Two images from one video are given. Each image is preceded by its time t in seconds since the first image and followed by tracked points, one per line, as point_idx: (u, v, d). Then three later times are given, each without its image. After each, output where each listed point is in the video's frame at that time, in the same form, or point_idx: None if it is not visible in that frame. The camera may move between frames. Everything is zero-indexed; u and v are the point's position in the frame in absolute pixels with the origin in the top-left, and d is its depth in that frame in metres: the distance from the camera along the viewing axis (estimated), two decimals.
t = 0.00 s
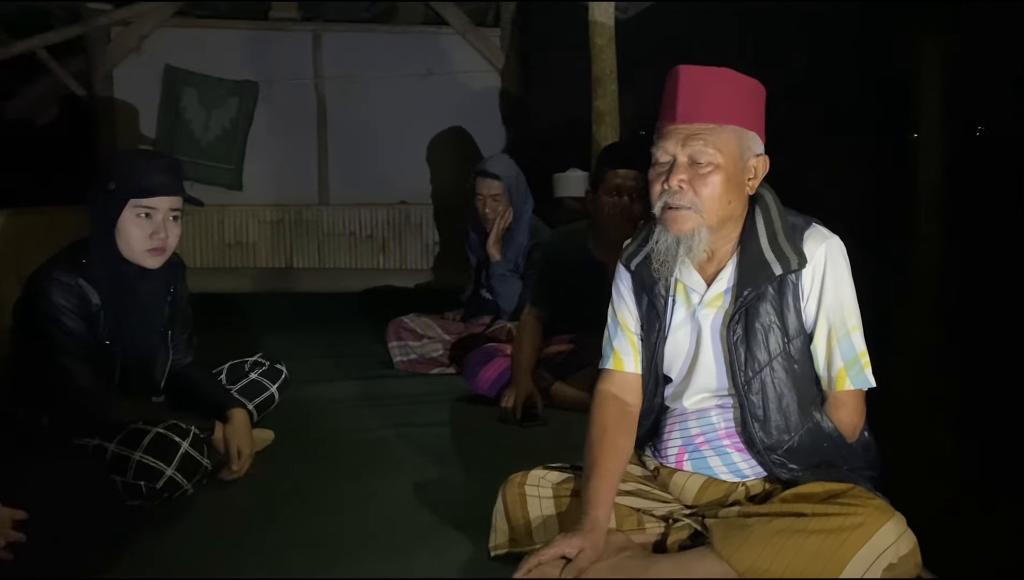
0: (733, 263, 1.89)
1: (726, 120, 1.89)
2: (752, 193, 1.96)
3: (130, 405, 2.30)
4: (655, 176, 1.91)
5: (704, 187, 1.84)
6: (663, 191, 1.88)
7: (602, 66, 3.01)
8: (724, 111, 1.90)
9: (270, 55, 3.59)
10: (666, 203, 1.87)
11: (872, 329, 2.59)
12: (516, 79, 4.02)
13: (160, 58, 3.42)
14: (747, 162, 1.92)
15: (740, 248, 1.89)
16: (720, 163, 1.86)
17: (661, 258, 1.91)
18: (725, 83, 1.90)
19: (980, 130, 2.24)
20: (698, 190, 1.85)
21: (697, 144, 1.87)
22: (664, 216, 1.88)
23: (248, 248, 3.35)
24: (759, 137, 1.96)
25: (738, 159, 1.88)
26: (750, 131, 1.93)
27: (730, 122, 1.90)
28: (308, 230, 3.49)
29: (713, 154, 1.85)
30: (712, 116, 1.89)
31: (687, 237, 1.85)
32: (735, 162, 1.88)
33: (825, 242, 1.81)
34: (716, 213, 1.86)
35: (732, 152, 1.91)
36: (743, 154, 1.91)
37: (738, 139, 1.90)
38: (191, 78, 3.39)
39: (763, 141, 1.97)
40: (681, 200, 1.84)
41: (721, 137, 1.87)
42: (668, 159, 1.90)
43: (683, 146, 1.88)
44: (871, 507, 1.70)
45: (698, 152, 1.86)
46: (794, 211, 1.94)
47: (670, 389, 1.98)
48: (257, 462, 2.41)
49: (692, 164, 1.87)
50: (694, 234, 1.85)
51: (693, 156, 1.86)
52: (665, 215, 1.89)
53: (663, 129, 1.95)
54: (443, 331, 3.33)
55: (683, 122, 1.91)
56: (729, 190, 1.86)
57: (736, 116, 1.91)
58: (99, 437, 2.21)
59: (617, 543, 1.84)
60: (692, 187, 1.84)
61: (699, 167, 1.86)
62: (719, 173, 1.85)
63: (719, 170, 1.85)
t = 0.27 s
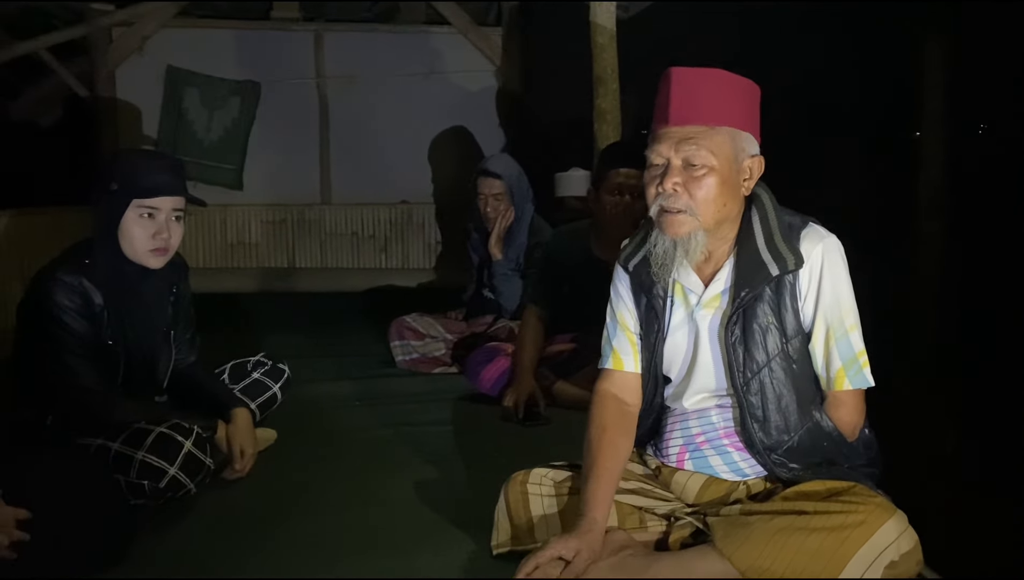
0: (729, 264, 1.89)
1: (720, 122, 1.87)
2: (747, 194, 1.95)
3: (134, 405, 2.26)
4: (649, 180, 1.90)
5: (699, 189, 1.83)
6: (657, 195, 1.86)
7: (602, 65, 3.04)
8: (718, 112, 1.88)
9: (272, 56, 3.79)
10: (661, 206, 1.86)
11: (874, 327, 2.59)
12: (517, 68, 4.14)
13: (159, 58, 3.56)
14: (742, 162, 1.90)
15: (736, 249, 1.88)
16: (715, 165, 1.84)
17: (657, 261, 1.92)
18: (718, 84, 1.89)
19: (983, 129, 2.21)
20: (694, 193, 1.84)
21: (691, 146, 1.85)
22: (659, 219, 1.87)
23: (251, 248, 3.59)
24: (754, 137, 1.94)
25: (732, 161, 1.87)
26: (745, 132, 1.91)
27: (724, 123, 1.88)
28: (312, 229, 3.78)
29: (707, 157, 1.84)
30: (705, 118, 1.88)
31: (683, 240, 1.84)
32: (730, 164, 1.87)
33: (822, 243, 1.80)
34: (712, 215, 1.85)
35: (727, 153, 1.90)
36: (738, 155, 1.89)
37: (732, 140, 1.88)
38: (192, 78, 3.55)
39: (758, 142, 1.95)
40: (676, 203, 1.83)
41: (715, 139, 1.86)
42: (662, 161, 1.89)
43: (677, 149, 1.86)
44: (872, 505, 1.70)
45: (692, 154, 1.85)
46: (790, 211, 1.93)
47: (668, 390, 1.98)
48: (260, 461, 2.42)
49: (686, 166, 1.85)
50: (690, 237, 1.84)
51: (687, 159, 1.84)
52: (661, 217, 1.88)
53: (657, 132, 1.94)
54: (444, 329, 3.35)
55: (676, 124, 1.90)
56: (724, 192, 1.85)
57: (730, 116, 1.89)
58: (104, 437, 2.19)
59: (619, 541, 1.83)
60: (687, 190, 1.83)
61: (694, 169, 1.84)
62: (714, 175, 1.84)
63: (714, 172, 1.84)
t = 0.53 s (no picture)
0: (729, 263, 1.89)
1: (717, 122, 1.86)
2: (747, 191, 1.94)
3: (137, 406, 2.27)
4: (648, 182, 1.90)
5: (698, 190, 1.82)
6: (657, 198, 1.86)
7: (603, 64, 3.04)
8: (717, 111, 1.87)
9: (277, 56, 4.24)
10: (661, 208, 1.85)
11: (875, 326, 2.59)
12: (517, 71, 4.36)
13: (159, 58, 4.12)
14: (739, 160, 1.89)
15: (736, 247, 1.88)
16: (713, 165, 1.83)
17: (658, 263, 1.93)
18: (716, 83, 1.88)
19: (985, 127, 2.22)
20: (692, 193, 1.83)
21: (688, 146, 1.85)
22: (660, 221, 1.87)
23: (256, 248, 4.23)
24: (751, 135, 1.94)
25: (730, 160, 1.86)
26: (743, 131, 1.91)
27: (721, 123, 1.87)
28: (316, 228, 4.30)
29: (705, 157, 1.83)
30: (702, 118, 1.87)
31: (684, 241, 1.85)
32: (728, 162, 1.86)
33: (823, 238, 1.80)
34: (712, 215, 1.84)
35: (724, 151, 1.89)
36: (736, 153, 1.88)
37: (729, 139, 1.87)
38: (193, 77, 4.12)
39: (756, 139, 1.94)
40: (675, 205, 1.83)
41: (712, 139, 1.84)
42: (660, 162, 1.88)
43: (674, 150, 1.85)
44: (875, 505, 1.70)
45: (690, 154, 1.84)
46: (791, 208, 1.93)
47: (670, 388, 1.98)
48: (260, 460, 2.42)
49: (684, 167, 1.84)
50: (691, 238, 1.84)
51: (685, 160, 1.83)
52: (662, 219, 1.88)
53: (653, 134, 1.93)
54: (446, 329, 3.37)
55: (673, 124, 1.89)
56: (723, 191, 1.85)
57: (728, 115, 1.88)
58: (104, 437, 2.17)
59: (622, 538, 1.82)
60: (685, 190, 1.82)
61: (692, 170, 1.83)
62: (712, 175, 1.83)
63: (712, 172, 1.83)
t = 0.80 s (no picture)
0: (739, 257, 1.87)
1: (705, 113, 1.86)
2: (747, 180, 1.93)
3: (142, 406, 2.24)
4: (647, 182, 1.90)
5: (696, 184, 1.81)
6: (659, 197, 1.85)
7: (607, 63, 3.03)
8: (708, 106, 1.88)
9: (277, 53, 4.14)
10: (664, 207, 1.85)
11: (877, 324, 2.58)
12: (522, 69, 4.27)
13: (160, 58, 4.01)
14: (733, 150, 1.88)
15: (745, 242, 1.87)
16: (707, 156, 1.83)
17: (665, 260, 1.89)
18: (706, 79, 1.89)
19: (986, 126, 2.21)
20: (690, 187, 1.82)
21: (680, 142, 1.85)
22: (665, 219, 1.86)
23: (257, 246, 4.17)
24: (742, 122, 1.93)
25: (723, 149, 1.85)
26: (732, 120, 1.90)
27: (708, 114, 1.87)
28: (317, 228, 4.22)
29: (695, 149, 1.83)
30: (692, 113, 1.87)
31: (691, 236, 1.83)
32: (721, 152, 1.85)
33: (831, 235, 1.80)
34: (714, 207, 1.83)
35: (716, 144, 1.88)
36: (728, 142, 1.87)
37: (719, 130, 1.86)
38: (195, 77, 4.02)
39: (749, 126, 1.93)
40: (677, 202, 1.82)
41: (699, 131, 1.84)
42: (656, 165, 1.88)
43: (666, 149, 1.85)
44: (877, 504, 1.70)
45: (683, 149, 1.84)
46: (799, 204, 1.93)
47: (675, 384, 1.97)
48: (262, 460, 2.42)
49: (678, 162, 1.84)
50: (697, 232, 1.83)
51: (677, 155, 1.83)
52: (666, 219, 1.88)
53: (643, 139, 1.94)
54: (449, 328, 3.33)
55: (660, 126, 1.90)
56: (722, 182, 1.83)
57: (716, 108, 1.88)
58: (108, 436, 2.17)
59: (621, 538, 1.80)
60: (683, 186, 1.82)
61: (687, 165, 1.83)
62: (707, 166, 1.82)
63: (706, 163, 1.82)
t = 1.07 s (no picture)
0: (741, 250, 1.88)
1: (712, 104, 1.87)
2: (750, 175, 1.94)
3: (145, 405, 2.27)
4: (652, 171, 1.90)
5: (701, 173, 1.82)
6: (664, 184, 1.85)
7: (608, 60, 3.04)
8: (714, 98, 1.88)
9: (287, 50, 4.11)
10: (667, 195, 1.85)
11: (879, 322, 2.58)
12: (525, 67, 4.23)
13: (162, 58, 4.03)
14: (738, 141, 1.88)
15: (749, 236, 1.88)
16: (712, 146, 1.83)
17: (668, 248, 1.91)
18: (702, 73, 1.89)
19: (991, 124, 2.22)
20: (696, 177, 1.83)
21: (686, 131, 1.85)
22: (668, 208, 1.86)
23: (254, 249, 4.13)
24: (748, 118, 1.93)
25: (730, 141, 1.86)
26: (739, 114, 1.90)
27: (716, 105, 1.87)
28: (320, 227, 4.19)
29: (703, 138, 1.83)
30: (697, 103, 1.88)
31: (694, 225, 1.83)
32: (727, 142, 1.86)
33: (834, 227, 1.81)
34: (719, 197, 1.83)
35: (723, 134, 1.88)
36: (734, 134, 1.88)
37: (725, 121, 1.87)
38: (199, 78, 4.03)
39: (754, 121, 1.94)
40: (681, 189, 1.82)
41: (706, 121, 1.85)
42: (661, 152, 1.88)
43: (672, 137, 1.86)
44: (881, 501, 1.69)
45: (689, 139, 1.85)
46: (801, 199, 1.93)
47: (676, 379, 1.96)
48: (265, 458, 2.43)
49: (684, 151, 1.85)
50: (701, 222, 1.83)
51: (683, 144, 1.84)
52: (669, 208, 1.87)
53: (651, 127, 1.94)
54: (451, 328, 3.36)
55: (668, 113, 1.90)
56: (726, 172, 1.84)
57: (723, 100, 1.89)
58: (110, 436, 2.17)
59: (623, 538, 1.81)
60: (689, 174, 1.82)
61: (692, 153, 1.83)
62: (713, 156, 1.82)
63: (712, 152, 1.83)
